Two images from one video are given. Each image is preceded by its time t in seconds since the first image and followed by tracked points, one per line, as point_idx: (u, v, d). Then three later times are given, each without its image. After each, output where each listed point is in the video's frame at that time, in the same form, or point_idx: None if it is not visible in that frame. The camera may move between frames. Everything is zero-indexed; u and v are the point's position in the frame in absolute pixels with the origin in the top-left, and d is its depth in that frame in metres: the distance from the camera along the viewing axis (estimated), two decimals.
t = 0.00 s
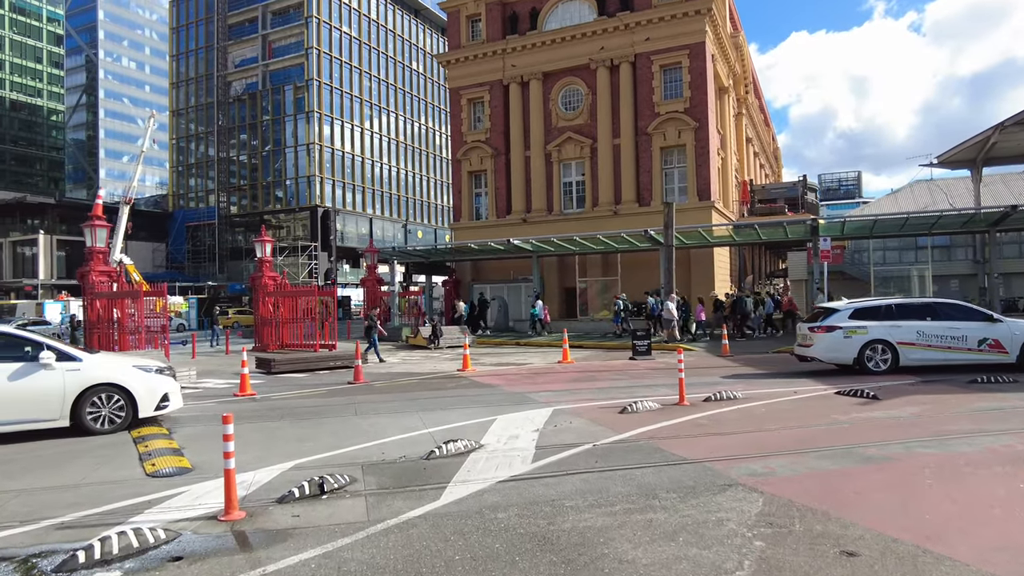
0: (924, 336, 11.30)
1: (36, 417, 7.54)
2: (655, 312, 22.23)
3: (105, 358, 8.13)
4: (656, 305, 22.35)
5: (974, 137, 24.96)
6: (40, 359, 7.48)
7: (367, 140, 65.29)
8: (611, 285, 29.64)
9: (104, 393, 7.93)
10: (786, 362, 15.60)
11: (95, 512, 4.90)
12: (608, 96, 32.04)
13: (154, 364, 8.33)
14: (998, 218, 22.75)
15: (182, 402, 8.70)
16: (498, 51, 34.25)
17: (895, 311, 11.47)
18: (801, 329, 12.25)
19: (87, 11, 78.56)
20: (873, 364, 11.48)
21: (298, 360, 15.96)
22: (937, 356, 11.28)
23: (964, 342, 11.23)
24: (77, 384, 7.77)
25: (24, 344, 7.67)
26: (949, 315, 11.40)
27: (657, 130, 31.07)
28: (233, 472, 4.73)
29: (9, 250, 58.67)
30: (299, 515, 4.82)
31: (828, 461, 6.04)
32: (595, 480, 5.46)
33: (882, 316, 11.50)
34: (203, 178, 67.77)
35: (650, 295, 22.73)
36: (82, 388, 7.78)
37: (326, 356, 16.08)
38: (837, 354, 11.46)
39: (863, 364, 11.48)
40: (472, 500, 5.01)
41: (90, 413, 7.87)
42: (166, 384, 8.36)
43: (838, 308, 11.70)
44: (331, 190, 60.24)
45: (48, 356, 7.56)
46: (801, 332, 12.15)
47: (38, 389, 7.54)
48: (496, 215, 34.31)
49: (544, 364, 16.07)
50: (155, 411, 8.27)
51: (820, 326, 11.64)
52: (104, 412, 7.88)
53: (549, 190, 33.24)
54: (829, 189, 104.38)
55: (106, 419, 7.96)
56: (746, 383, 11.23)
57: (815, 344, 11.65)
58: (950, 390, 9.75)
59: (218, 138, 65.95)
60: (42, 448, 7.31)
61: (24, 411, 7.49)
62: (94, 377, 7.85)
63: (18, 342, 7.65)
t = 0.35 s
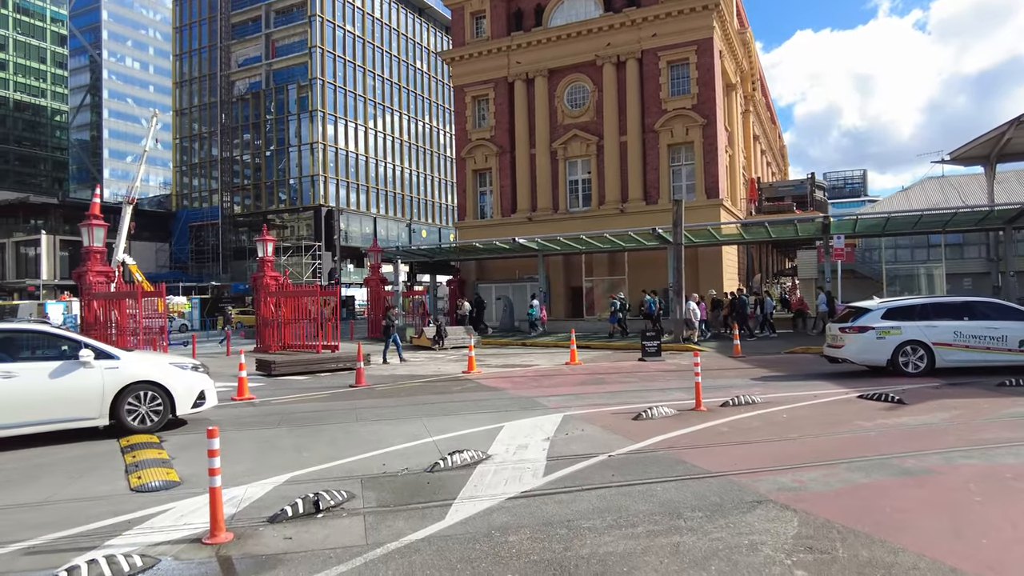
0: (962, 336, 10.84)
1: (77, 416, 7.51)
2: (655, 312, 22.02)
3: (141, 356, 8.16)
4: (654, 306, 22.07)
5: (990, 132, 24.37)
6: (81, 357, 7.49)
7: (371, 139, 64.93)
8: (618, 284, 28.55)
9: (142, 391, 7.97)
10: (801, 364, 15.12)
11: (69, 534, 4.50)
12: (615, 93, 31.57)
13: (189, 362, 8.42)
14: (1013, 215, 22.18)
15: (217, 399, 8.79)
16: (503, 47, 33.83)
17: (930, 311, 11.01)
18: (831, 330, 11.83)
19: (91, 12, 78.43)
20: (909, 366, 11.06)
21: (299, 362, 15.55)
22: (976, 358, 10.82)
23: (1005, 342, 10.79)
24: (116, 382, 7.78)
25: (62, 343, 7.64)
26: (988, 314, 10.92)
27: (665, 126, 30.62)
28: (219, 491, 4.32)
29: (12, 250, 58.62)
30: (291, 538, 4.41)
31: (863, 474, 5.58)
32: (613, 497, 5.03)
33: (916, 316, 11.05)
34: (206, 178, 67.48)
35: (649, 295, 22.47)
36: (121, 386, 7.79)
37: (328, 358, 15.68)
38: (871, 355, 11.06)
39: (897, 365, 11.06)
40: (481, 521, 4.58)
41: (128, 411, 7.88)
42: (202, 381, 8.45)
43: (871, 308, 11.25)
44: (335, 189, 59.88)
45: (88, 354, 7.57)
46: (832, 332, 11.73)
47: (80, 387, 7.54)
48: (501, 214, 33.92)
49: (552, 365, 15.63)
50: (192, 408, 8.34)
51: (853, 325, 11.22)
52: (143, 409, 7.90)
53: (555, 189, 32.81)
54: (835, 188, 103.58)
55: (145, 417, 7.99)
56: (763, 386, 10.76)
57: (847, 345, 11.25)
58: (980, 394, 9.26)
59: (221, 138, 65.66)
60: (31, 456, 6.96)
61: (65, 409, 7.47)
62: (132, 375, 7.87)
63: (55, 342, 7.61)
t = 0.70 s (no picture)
0: (1001, 337, 10.45)
1: (117, 418, 7.33)
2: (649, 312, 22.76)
3: (179, 358, 7.98)
4: (648, 305, 22.98)
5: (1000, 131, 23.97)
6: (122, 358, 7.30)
7: (372, 139, 64.58)
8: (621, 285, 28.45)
9: (181, 394, 7.78)
10: (813, 366, 14.72)
11: (40, 554, 4.12)
12: (618, 92, 31.23)
13: (227, 365, 8.24)
14: None
15: (251, 402, 8.62)
16: (505, 45, 33.45)
17: (967, 311, 10.64)
18: (863, 330, 11.51)
19: (91, 11, 78.17)
20: (945, 369, 10.66)
21: (298, 364, 15.15)
22: (1015, 359, 10.43)
23: None
24: (156, 384, 7.58)
25: (102, 344, 7.47)
26: None
27: (669, 125, 30.21)
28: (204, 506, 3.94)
29: (11, 250, 58.36)
30: (283, 558, 4.02)
31: (901, 484, 5.18)
32: (633, 511, 4.64)
33: (953, 316, 10.69)
34: (206, 178, 67.15)
35: (643, 295, 23.40)
36: (160, 388, 7.60)
37: (327, 360, 15.30)
38: (904, 357, 10.72)
39: (933, 368, 10.69)
40: (490, 539, 4.20)
41: (166, 414, 7.68)
42: (239, 383, 8.28)
43: (904, 307, 10.91)
44: (335, 189, 59.53)
45: (128, 354, 7.39)
46: (864, 332, 11.40)
47: (121, 388, 7.33)
48: (503, 213, 33.55)
49: (557, 366, 15.23)
50: (229, 412, 8.14)
51: (886, 326, 10.89)
52: (181, 412, 7.71)
53: (557, 188, 32.44)
54: (836, 189, 103.07)
55: (182, 420, 7.80)
56: (778, 389, 10.36)
57: (880, 346, 10.92)
58: (1009, 398, 8.84)
59: (222, 138, 65.34)
60: (16, 464, 6.59)
61: (105, 411, 7.27)
62: (172, 377, 7.68)
63: (96, 343, 7.43)
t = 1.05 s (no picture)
0: None
1: (156, 420, 7.32)
2: (642, 313, 23.12)
3: (214, 359, 7.98)
4: (640, 307, 23.16)
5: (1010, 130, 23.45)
6: (161, 359, 7.31)
7: (371, 139, 64.17)
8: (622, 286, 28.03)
9: (217, 395, 7.81)
10: (823, 371, 14.31)
11: None
12: (620, 91, 30.87)
13: (260, 367, 8.29)
14: None
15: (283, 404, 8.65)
16: (506, 43, 33.06)
17: (1013, 314, 10.31)
18: (900, 334, 11.20)
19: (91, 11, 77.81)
20: (991, 374, 10.27)
21: (293, 367, 14.74)
22: None
23: None
24: (193, 385, 7.60)
25: (140, 345, 7.44)
26: None
27: (672, 125, 29.83)
28: (181, 531, 3.53)
29: (7, 250, 57.94)
30: None
31: (940, 504, 4.79)
32: (653, 535, 4.26)
33: (997, 319, 10.36)
34: (204, 178, 66.72)
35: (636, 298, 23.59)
36: (197, 390, 7.61)
37: (325, 363, 14.91)
38: (945, 362, 10.37)
39: (976, 373, 10.32)
40: (497, 567, 3.81)
41: (203, 415, 7.71)
42: (275, 386, 8.33)
43: (945, 310, 10.57)
44: (334, 190, 59.11)
45: (167, 355, 7.40)
46: (901, 336, 11.06)
47: (160, 390, 7.33)
48: (503, 214, 33.15)
49: (560, 370, 14.84)
50: (264, 414, 8.18)
51: (925, 330, 10.53)
52: (218, 413, 7.75)
53: (558, 188, 32.07)
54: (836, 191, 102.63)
55: (219, 422, 7.83)
56: (792, 397, 9.96)
57: (919, 351, 10.57)
58: None
59: (220, 138, 64.97)
60: None
61: (144, 414, 7.25)
62: (210, 379, 7.72)
63: (133, 343, 7.40)
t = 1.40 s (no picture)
0: None
1: (190, 421, 7.25)
2: (634, 316, 22.73)
3: (247, 360, 7.90)
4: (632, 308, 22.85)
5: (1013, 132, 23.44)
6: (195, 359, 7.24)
7: (370, 141, 63.78)
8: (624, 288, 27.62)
9: (252, 397, 7.73)
10: (833, 375, 13.87)
11: None
12: (621, 91, 30.48)
13: (294, 368, 8.20)
14: None
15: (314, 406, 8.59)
16: (506, 43, 32.68)
17: None
18: (951, 335, 10.80)
19: (88, 12, 77.42)
20: None
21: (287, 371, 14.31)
22: None
23: None
24: (227, 387, 7.52)
25: (175, 345, 7.39)
26: None
27: (674, 125, 29.45)
28: (141, 561, 3.10)
29: (3, 251, 57.60)
30: None
31: (985, 524, 4.35)
32: (674, 561, 3.83)
33: None
34: (202, 179, 66.27)
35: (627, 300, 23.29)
36: (231, 392, 7.54)
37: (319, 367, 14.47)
38: (999, 365, 9.99)
39: None
40: None
41: (237, 417, 7.64)
42: (308, 388, 8.27)
43: (1000, 311, 10.19)
44: (332, 191, 58.71)
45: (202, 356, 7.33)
46: (952, 339, 10.66)
47: (194, 391, 7.26)
48: (503, 215, 32.73)
49: (561, 374, 14.41)
50: (298, 416, 8.10)
51: (980, 332, 10.14)
52: (252, 415, 7.67)
53: (558, 189, 31.65)
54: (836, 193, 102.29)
55: (254, 424, 7.76)
56: (805, 403, 9.52)
57: (972, 355, 10.18)
58: None
59: (218, 140, 64.56)
60: None
61: (179, 416, 7.19)
62: (244, 380, 7.65)
63: (167, 343, 7.33)
